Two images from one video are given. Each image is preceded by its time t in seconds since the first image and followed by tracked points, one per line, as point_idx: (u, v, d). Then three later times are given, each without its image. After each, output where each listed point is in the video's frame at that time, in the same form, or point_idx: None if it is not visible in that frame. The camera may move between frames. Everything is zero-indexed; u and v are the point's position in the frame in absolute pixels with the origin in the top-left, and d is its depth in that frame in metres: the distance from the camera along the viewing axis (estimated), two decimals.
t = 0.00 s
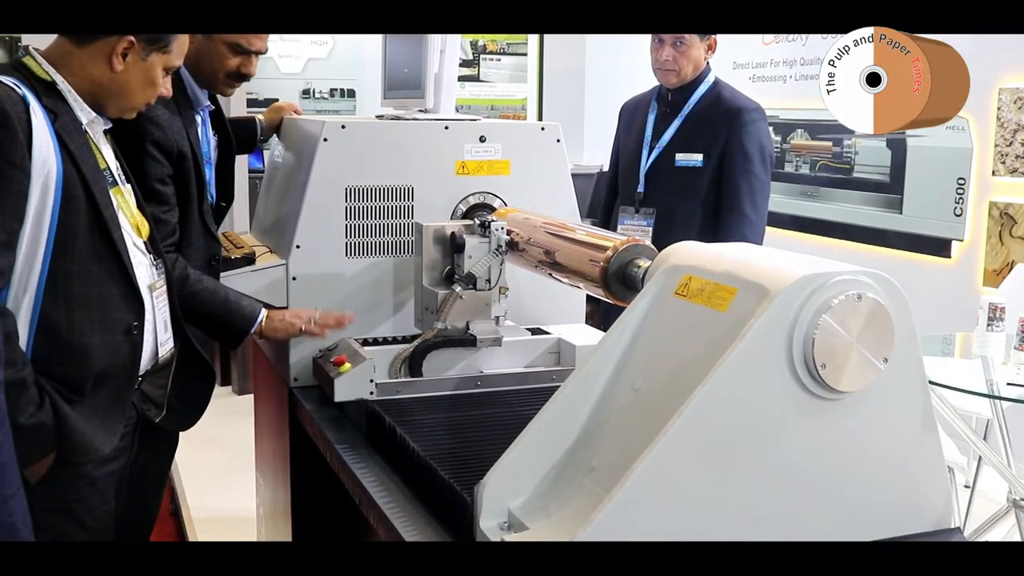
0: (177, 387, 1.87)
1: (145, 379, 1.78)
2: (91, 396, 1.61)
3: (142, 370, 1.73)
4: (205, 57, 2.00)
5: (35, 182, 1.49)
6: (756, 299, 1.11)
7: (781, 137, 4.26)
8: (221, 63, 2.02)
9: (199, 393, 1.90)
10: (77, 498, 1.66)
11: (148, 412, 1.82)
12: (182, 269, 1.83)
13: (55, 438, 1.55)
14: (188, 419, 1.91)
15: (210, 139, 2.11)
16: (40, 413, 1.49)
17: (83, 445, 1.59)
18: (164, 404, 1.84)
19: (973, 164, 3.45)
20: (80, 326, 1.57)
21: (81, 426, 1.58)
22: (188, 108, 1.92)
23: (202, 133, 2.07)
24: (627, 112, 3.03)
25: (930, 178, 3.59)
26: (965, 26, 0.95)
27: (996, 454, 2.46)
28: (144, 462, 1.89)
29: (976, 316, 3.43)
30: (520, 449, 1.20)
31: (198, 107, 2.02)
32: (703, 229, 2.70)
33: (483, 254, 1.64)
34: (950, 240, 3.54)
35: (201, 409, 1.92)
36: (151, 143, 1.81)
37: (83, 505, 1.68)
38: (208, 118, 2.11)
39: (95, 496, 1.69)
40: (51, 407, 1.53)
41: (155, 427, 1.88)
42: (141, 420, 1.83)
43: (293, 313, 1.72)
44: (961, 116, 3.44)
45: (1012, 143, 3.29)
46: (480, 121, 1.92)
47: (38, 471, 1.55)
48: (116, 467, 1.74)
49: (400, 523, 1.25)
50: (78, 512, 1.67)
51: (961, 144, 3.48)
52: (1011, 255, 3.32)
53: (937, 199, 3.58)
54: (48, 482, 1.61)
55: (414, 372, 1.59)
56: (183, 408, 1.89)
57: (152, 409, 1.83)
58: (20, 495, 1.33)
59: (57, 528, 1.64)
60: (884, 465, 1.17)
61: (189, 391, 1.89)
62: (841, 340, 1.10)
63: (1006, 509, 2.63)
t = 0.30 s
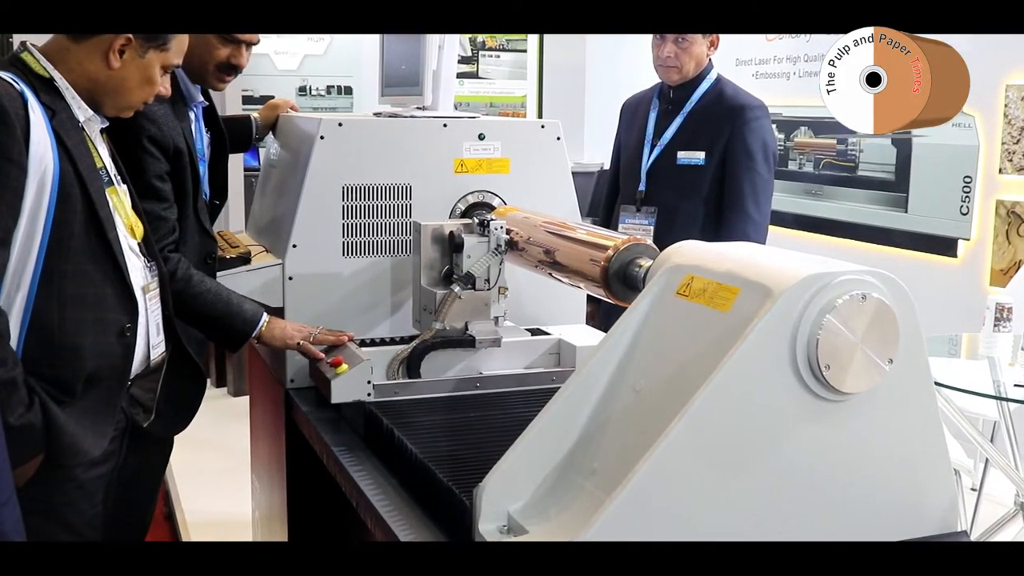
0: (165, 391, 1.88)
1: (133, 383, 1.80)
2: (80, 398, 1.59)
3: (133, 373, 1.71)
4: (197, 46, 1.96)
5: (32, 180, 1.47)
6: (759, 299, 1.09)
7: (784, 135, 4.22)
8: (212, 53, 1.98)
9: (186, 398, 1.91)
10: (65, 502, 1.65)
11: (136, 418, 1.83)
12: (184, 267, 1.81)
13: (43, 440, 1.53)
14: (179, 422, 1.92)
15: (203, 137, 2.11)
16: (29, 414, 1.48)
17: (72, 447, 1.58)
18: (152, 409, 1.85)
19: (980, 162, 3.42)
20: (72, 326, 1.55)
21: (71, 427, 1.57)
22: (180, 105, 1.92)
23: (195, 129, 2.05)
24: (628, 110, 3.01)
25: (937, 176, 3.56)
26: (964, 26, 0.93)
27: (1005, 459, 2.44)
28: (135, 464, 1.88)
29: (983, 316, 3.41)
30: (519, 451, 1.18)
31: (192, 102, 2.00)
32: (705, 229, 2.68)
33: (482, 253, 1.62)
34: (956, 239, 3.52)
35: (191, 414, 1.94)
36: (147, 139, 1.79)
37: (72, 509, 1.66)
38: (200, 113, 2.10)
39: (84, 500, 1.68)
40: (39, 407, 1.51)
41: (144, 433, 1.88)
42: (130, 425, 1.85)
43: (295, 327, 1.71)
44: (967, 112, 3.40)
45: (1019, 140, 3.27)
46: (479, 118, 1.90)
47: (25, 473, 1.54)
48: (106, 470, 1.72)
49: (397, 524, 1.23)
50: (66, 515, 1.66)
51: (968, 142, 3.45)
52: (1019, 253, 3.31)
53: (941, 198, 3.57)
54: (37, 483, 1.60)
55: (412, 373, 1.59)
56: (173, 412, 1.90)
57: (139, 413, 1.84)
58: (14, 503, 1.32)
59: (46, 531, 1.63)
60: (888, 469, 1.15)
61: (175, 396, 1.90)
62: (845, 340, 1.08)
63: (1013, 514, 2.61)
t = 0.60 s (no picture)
0: (164, 389, 1.84)
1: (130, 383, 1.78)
2: (78, 396, 1.57)
3: (132, 370, 1.69)
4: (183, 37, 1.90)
5: (19, 177, 1.44)
6: (763, 299, 1.07)
7: (789, 131, 4.15)
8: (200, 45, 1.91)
9: (185, 397, 1.86)
10: (65, 507, 1.62)
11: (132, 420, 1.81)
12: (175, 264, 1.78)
13: (41, 443, 1.51)
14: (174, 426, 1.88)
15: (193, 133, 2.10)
16: (25, 417, 1.46)
17: (71, 449, 1.56)
18: (149, 409, 1.83)
19: (989, 158, 3.39)
20: (69, 324, 1.53)
21: (68, 429, 1.54)
22: (172, 99, 1.89)
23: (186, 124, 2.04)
24: (629, 107, 2.99)
25: (946, 173, 3.52)
26: (965, 26, 0.92)
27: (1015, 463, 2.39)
28: (132, 467, 1.86)
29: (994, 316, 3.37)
30: (518, 455, 1.15)
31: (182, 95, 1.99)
32: (708, 228, 2.65)
33: (480, 253, 1.59)
34: (965, 237, 3.48)
35: (187, 417, 1.89)
36: (135, 132, 1.77)
37: (71, 514, 1.63)
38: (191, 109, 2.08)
39: (84, 504, 1.65)
40: (37, 409, 1.49)
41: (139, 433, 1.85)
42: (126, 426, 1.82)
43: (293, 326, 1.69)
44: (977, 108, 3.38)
45: None
46: (477, 115, 1.88)
47: (23, 477, 1.55)
48: (104, 472, 1.69)
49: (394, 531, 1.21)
50: (63, 520, 1.62)
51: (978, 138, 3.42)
52: None
53: (945, 196, 3.54)
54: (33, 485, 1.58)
55: (409, 375, 1.57)
56: (170, 412, 1.86)
57: (136, 413, 1.82)
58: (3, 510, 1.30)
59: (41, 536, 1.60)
60: (896, 472, 1.13)
61: (177, 394, 1.85)
62: (851, 341, 1.06)
63: None
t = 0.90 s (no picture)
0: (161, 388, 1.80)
1: (130, 382, 1.72)
2: (78, 393, 1.55)
3: (133, 359, 1.67)
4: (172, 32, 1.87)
5: None
6: (768, 300, 1.04)
7: (794, 128, 3.99)
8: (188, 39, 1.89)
9: (186, 392, 1.83)
10: (62, 506, 1.58)
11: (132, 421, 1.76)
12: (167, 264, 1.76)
13: (41, 448, 1.49)
14: (176, 420, 1.84)
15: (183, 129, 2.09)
16: (24, 422, 1.43)
17: (75, 451, 1.55)
18: (151, 409, 1.78)
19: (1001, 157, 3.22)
20: (64, 322, 1.51)
21: (70, 431, 1.53)
22: (161, 97, 1.91)
23: (174, 119, 2.03)
24: (631, 102, 2.96)
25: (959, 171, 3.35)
26: (964, 26, 0.93)
27: None
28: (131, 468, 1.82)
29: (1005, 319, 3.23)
30: (517, 459, 1.13)
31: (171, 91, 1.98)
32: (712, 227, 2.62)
33: (478, 252, 1.57)
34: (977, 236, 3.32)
35: (187, 414, 1.85)
36: (123, 128, 1.75)
37: (68, 514, 1.60)
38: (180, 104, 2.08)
39: (82, 507, 1.62)
40: (35, 412, 1.47)
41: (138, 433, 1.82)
42: (128, 425, 1.78)
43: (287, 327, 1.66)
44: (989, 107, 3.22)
45: None
46: (475, 111, 1.85)
47: (24, 483, 1.50)
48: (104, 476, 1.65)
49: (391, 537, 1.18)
50: (58, 519, 1.59)
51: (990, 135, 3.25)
52: None
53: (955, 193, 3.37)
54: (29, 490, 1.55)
55: (405, 378, 1.54)
56: (170, 413, 1.83)
57: (137, 413, 1.77)
58: None
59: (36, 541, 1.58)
60: (903, 478, 1.11)
61: (178, 388, 1.82)
62: (858, 342, 1.03)
63: None
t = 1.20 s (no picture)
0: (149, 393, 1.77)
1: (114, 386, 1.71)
2: (59, 399, 1.52)
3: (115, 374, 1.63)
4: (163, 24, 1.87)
5: None
6: (772, 300, 1.02)
7: (799, 125, 3.86)
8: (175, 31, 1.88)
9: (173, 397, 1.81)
10: (41, 516, 1.56)
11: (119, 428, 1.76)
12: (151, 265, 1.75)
13: (20, 451, 1.46)
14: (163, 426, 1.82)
15: (172, 124, 2.08)
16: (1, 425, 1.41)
17: (53, 455, 1.51)
18: (136, 413, 1.77)
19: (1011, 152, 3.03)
20: (50, 324, 1.48)
21: (49, 436, 1.49)
22: (147, 94, 1.88)
23: (161, 115, 2.02)
24: (632, 98, 2.93)
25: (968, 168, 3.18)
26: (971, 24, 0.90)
27: None
28: (112, 469, 1.81)
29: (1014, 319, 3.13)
30: (516, 463, 1.10)
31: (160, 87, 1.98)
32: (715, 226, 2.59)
33: (476, 252, 1.54)
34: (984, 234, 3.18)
35: (173, 420, 1.84)
36: (106, 126, 1.76)
37: (46, 523, 1.57)
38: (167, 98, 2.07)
39: (61, 513, 1.59)
40: (14, 416, 1.44)
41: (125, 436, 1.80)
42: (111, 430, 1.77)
43: (276, 322, 1.64)
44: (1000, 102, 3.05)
45: None
46: (472, 107, 1.83)
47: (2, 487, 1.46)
48: (86, 481, 1.63)
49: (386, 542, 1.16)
50: (40, 531, 1.57)
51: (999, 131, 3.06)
52: None
53: (963, 189, 3.20)
54: (12, 494, 1.53)
55: (401, 379, 1.52)
56: (156, 420, 1.81)
57: (121, 417, 1.77)
58: None
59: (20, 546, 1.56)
60: (908, 484, 1.09)
61: (162, 392, 1.79)
62: (864, 343, 1.01)
63: None
